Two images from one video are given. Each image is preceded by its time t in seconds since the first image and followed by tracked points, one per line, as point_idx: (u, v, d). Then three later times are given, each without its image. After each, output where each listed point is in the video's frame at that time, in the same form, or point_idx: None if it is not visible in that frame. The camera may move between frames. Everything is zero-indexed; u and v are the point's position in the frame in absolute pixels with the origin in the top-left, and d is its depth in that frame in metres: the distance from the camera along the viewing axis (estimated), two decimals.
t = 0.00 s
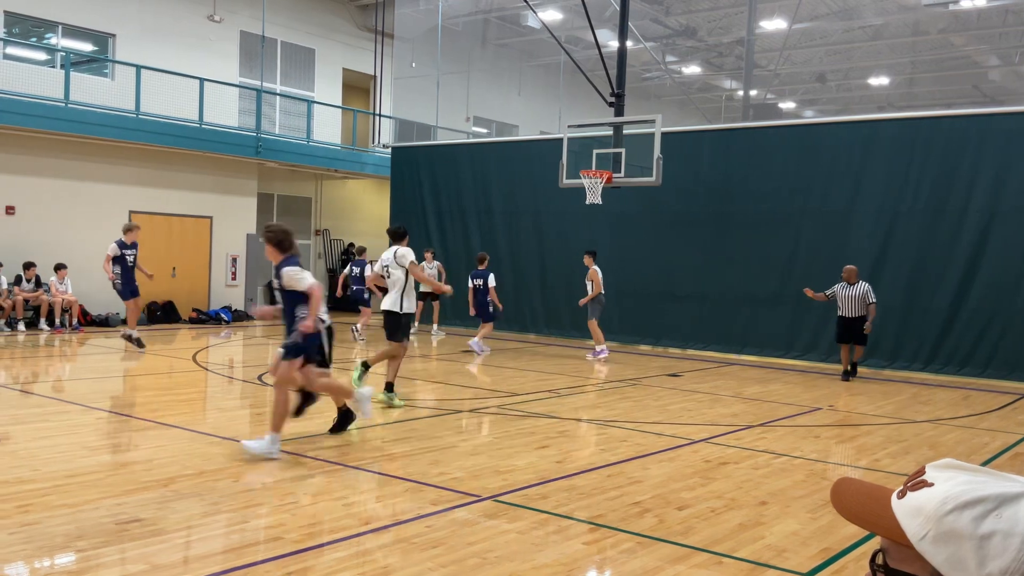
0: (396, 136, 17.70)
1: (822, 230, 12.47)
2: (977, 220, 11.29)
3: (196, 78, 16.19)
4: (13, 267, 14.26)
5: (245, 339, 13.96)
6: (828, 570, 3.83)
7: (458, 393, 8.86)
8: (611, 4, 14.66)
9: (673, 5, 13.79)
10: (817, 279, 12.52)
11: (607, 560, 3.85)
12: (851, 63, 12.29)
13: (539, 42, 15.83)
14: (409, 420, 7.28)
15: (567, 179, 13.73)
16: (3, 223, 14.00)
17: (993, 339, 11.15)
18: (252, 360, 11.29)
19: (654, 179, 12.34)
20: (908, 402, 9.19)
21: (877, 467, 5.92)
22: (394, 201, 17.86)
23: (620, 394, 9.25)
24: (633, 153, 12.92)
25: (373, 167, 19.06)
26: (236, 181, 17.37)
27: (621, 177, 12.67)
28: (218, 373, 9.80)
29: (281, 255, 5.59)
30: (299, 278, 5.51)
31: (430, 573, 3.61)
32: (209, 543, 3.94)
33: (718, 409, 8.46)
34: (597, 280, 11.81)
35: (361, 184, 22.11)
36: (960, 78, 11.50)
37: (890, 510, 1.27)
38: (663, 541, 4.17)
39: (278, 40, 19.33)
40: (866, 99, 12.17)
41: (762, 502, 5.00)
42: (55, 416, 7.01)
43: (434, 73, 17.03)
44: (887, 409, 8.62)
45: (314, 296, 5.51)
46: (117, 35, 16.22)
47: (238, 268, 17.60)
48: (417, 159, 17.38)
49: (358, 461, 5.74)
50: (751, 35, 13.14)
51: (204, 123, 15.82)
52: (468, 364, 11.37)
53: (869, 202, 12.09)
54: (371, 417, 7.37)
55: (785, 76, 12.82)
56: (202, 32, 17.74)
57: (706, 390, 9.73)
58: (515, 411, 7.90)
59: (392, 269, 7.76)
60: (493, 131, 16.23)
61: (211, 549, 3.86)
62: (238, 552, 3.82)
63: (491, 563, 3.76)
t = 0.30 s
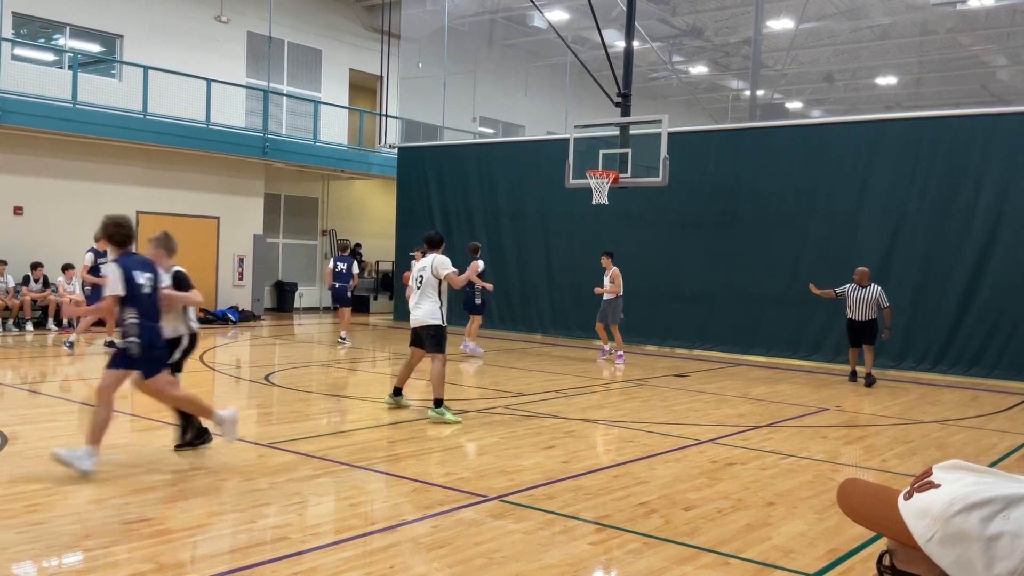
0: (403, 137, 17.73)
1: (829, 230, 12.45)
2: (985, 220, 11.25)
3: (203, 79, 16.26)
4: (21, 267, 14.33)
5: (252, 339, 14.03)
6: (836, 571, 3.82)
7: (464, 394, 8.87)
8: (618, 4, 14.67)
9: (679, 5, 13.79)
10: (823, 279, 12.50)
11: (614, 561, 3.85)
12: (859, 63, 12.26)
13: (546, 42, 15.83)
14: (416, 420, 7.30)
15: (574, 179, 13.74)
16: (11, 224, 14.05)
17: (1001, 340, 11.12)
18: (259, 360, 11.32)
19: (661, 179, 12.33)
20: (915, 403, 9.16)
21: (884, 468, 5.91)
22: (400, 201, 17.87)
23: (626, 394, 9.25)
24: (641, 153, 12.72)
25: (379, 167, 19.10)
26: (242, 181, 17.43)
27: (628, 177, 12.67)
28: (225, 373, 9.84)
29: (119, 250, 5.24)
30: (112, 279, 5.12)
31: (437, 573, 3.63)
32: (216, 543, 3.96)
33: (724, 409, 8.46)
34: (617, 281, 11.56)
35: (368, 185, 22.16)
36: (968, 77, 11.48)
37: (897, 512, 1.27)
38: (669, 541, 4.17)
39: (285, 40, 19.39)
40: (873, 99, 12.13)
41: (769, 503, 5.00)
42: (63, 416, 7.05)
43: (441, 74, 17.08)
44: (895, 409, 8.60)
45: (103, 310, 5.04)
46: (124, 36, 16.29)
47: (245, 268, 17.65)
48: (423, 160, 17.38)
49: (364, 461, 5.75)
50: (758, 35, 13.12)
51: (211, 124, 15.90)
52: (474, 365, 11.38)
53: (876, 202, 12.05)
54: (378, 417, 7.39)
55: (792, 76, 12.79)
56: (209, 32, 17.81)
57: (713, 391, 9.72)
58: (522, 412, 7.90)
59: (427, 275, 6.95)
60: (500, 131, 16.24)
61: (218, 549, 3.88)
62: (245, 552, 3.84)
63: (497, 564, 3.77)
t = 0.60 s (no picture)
0: (419, 137, 17.79)
1: (845, 231, 12.37)
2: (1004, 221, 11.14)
3: (221, 81, 16.48)
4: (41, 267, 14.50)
5: (269, 339, 14.14)
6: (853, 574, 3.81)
7: (480, 394, 8.89)
8: (634, 4, 14.67)
9: (695, 5, 13.76)
10: (841, 280, 12.42)
11: (629, 562, 3.86)
12: (877, 63, 12.20)
13: (562, 43, 15.83)
14: (432, 420, 7.34)
15: (590, 180, 13.71)
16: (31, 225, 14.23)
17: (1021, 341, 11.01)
18: (277, 360, 11.42)
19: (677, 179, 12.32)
20: (934, 404, 9.08)
21: (903, 471, 5.86)
22: (415, 203, 17.90)
23: (642, 395, 9.24)
24: (656, 154, 12.77)
25: (395, 168, 19.18)
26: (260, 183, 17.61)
27: (644, 177, 12.67)
28: (243, 373, 9.93)
29: None
30: None
31: (452, 573, 3.65)
32: (233, 541, 4.00)
33: (741, 410, 8.43)
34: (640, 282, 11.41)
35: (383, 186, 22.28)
36: (988, 76, 11.37)
37: (915, 512, 1.27)
38: (685, 543, 4.17)
39: (303, 42, 19.53)
40: (892, 99, 12.05)
41: (786, 505, 4.98)
42: (82, 415, 7.14)
43: (456, 76, 17.14)
44: (914, 411, 8.53)
45: None
46: (143, 38, 16.47)
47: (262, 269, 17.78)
48: (439, 161, 17.44)
49: (381, 461, 5.79)
50: (774, 35, 13.07)
51: (228, 125, 16.08)
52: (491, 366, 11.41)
53: (893, 203, 11.96)
54: (394, 418, 7.43)
55: (809, 76, 12.73)
56: (228, 35, 17.99)
57: (729, 392, 9.70)
58: (537, 413, 7.91)
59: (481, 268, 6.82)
60: (515, 132, 16.25)
61: (236, 548, 3.92)
62: (262, 551, 3.88)
63: (512, 564, 3.78)
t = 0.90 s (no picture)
0: (436, 139, 17.85)
1: (865, 232, 12.28)
2: None
3: (241, 83, 16.62)
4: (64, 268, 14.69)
5: (288, 340, 14.25)
6: None
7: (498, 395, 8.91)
8: (652, 5, 14.67)
9: (714, 5, 13.75)
10: (861, 281, 12.32)
11: (647, 564, 3.86)
12: (896, 62, 12.11)
13: (579, 44, 15.83)
14: (449, 421, 7.37)
15: (608, 181, 13.73)
16: (53, 227, 14.43)
17: None
18: (295, 361, 11.49)
19: (695, 180, 12.33)
20: (956, 406, 9.00)
21: (924, 474, 5.82)
22: (433, 204, 17.97)
23: (659, 396, 9.22)
24: (674, 154, 12.77)
25: (413, 169, 19.27)
26: (278, 185, 17.75)
27: (662, 178, 12.65)
28: (261, 374, 10.02)
29: None
30: None
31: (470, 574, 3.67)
32: (252, 541, 4.04)
33: (760, 412, 8.39)
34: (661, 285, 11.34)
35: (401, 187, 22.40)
36: (1009, 75, 11.24)
37: (936, 515, 1.28)
38: (703, 545, 4.16)
39: (321, 44, 19.66)
40: (912, 98, 11.95)
41: (805, 507, 4.96)
42: (103, 415, 7.23)
43: (475, 76, 17.18)
44: (935, 413, 8.46)
45: None
46: (163, 40, 16.65)
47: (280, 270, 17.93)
48: (456, 162, 17.49)
49: (398, 462, 5.81)
50: (794, 35, 13.00)
51: (248, 127, 16.23)
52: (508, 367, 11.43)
53: (914, 203, 11.86)
54: (411, 418, 7.47)
55: (828, 75, 12.67)
56: (247, 37, 18.14)
57: (747, 394, 9.66)
58: (555, 414, 7.92)
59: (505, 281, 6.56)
60: (533, 133, 16.27)
61: (255, 547, 3.96)
62: (280, 550, 3.92)
63: (530, 565, 3.79)
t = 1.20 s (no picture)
0: (458, 140, 17.91)
1: (889, 232, 12.19)
2: None
3: (265, 85, 16.79)
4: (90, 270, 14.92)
5: (310, 341, 14.39)
6: None
7: (519, 396, 8.94)
8: (673, 4, 14.64)
9: (736, 5, 13.63)
10: (885, 282, 12.22)
11: (668, 566, 3.87)
12: (920, 62, 11.95)
13: (600, 45, 15.81)
14: (470, 422, 7.41)
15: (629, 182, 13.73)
16: (78, 228, 14.65)
17: None
18: (317, 362, 11.59)
19: (717, 181, 12.35)
20: (981, 409, 8.90)
21: (949, 477, 5.77)
22: (455, 205, 18.06)
23: (680, 398, 9.21)
24: (696, 155, 12.74)
25: (434, 170, 19.36)
26: (301, 186, 17.95)
27: (683, 179, 12.62)
28: (284, 374, 10.12)
29: None
30: None
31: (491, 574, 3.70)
32: (275, 541, 4.10)
33: (782, 414, 8.35)
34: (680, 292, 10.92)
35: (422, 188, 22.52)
36: None
37: (960, 519, 1.29)
38: (725, 547, 4.17)
39: (343, 45, 19.80)
40: (936, 98, 11.82)
41: (828, 510, 4.94)
42: (128, 415, 7.35)
43: (496, 77, 17.17)
44: (960, 416, 8.38)
45: None
46: (186, 43, 16.82)
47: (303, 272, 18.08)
48: (477, 163, 17.57)
49: (419, 462, 5.86)
50: (816, 34, 12.88)
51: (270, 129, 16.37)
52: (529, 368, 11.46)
53: (939, 203, 11.76)
54: (432, 419, 7.52)
55: (852, 75, 12.53)
56: (269, 39, 18.31)
57: (769, 395, 9.61)
58: (575, 415, 7.94)
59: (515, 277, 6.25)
60: (554, 134, 16.29)
61: (277, 547, 4.01)
62: (302, 550, 3.97)
63: (550, 567, 3.81)
